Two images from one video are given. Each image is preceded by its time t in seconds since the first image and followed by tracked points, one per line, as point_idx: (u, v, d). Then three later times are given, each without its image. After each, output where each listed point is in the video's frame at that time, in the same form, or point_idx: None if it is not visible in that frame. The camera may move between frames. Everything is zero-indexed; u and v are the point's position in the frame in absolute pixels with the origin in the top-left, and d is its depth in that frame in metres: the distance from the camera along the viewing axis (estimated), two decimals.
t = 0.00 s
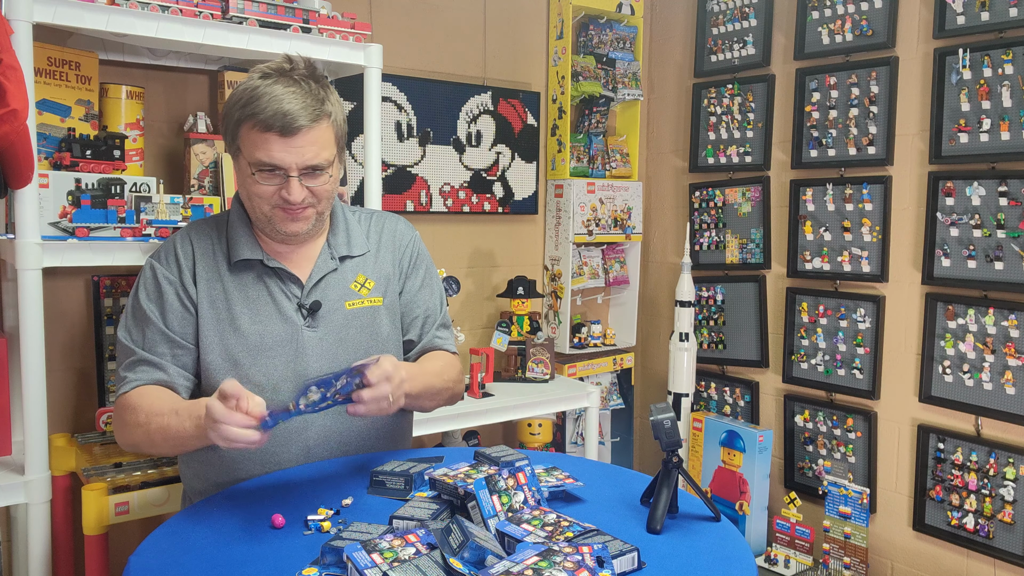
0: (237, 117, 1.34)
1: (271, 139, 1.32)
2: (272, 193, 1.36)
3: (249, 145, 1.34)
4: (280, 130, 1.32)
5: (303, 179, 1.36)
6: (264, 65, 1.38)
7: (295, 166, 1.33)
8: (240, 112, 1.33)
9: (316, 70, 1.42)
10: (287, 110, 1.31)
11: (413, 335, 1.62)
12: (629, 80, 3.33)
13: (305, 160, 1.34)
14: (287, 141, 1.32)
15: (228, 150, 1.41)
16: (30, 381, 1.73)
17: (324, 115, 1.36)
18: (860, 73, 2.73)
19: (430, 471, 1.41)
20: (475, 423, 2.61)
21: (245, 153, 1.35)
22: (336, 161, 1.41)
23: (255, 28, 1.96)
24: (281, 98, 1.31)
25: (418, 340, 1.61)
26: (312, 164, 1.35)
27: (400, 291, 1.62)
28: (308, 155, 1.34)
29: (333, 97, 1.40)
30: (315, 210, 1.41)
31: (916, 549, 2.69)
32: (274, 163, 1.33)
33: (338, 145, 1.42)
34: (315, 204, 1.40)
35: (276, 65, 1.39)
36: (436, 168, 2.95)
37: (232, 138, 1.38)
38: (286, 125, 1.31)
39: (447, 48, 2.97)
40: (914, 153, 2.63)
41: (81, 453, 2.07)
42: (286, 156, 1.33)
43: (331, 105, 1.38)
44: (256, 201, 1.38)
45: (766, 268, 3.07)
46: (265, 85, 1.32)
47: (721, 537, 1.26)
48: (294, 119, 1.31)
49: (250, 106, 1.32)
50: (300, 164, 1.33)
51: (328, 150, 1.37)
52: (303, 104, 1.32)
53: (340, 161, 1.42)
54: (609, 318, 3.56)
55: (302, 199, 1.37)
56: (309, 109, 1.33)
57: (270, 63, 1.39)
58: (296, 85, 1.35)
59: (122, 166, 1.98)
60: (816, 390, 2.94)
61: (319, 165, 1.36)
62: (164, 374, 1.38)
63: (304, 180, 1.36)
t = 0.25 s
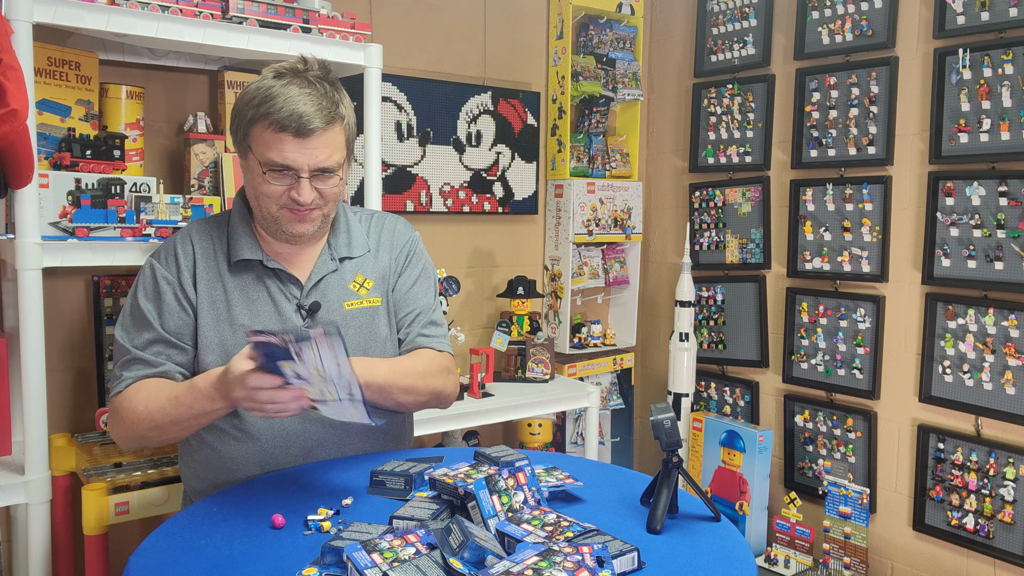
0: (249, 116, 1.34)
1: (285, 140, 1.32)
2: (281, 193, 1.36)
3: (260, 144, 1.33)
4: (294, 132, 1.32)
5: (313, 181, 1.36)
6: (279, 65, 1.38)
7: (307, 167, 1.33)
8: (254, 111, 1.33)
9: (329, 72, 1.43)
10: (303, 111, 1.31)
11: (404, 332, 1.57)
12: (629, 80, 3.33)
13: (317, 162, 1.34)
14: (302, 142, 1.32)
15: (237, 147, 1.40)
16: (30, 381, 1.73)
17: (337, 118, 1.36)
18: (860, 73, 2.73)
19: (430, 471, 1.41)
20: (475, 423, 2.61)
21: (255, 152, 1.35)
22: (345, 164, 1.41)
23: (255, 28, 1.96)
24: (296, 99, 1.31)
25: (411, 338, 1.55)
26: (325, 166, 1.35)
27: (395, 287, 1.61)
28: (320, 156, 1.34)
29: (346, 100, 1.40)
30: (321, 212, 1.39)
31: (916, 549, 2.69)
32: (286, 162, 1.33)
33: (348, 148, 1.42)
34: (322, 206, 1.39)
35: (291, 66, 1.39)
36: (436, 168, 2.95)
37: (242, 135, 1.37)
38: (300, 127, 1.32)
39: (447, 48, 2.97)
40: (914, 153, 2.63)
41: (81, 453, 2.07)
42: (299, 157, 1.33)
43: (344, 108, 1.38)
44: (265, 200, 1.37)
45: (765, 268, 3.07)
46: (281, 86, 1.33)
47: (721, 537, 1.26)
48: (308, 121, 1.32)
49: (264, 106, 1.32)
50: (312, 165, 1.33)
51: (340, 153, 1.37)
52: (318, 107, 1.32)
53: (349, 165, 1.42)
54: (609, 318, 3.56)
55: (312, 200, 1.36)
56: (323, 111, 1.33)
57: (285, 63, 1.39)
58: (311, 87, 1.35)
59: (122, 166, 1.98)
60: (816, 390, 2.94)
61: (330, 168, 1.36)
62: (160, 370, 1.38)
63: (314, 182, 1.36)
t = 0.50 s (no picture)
0: (234, 112, 1.34)
1: (263, 137, 1.32)
2: (264, 192, 1.36)
3: (245, 142, 1.34)
4: (272, 129, 1.31)
5: (295, 179, 1.35)
6: (271, 64, 1.38)
7: (286, 165, 1.33)
8: (237, 108, 1.33)
9: (321, 70, 1.42)
10: (282, 108, 1.30)
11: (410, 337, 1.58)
12: (629, 80, 3.33)
13: (296, 160, 1.33)
14: (278, 139, 1.32)
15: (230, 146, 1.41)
16: (30, 381, 1.73)
17: (320, 116, 1.35)
18: (860, 73, 2.73)
19: (430, 471, 1.41)
20: (475, 423, 2.61)
21: (241, 150, 1.35)
22: (333, 163, 1.39)
23: (255, 28, 1.96)
24: (277, 95, 1.31)
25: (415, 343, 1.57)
26: (306, 164, 1.35)
27: (397, 289, 1.60)
28: (299, 154, 1.33)
29: (334, 98, 1.39)
30: (307, 213, 1.40)
31: (916, 549, 2.69)
32: (265, 161, 1.33)
33: (337, 147, 1.40)
34: (308, 207, 1.39)
35: (282, 64, 1.38)
36: (436, 168, 2.94)
37: (231, 133, 1.38)
38: (278, 123, 1.31)
39: (447, 48, 2.97)
40: (914, 153, 2.63)
41: (81, 453, 2.07)
42: (277, 155, 1.32)
43: (329, 106, 1.37)
44: (253, 199, 1.38)
45: (765, 268, 3.07)
46: (265, 83, 1.32)
47: (721, 537, 1.26)
48: (287, 118, 1.31)
49: (246, 103, 1.32)
50: (291, 163, 1.33)
51: (323, 151, 1.35)
52: (299, 103, 1.31)
53: (338, 164, 1.41)
54: (609, 318, 3.56)
55: (293, 199, 1.36)
56: (304, 109, 1.32)
57: (277, 62, 1.39)
58: (296, 84, 1.35)
59: (122, 166, 1.98)
60: (816, 390, 2.94)
61: (311, 166, 1.35)
62: (154, 372, 1.40)
63: (296, 180, 1.35)
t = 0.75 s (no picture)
0: (230, 112, 1.35)
1: (257, 138, 1.32)
2: (260, 192, 1.36)
3: (241, 143, 1.34)
4: (265, 128, 1.31)
5: (290, 179, 1.35)
6: (268, 64, 1.38)
7: (281, 165, 1.33)
8: (233, 109, 1.33)
9: (318, 69, 1.42)
10: (275, 107, 1.30)
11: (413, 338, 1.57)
12: (629, 80, 3.33)
13: (290, 160, 1.33)
14: (271, 139, 1.31)
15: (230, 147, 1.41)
16: (30, 381, 1.73)
17: (314, 116, 1.34)
18: (860, 73, 2.73)
19: (430, 471, 1.41)
20: (475, 423, 2.61)
21: (238, 150, 1.35)
22: (330, 162, 1.39)
23: (255, 28, 1.96)
24: (271, 94, 1.31)
25: (416, 345, 1.56)
26: (301, 164, 1.34)
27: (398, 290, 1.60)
28: (293, 154, 1.32)
29: (329, 97, 1.38)
30: (305, 214, 1.40)
31: (916, 549, 2.69)
32: (260, 161, 1.33)
33: (334, 146, 1.40)
34: (305, 208, 1.39)
35: (279, 64, 1.38)
36: (436, 168, 2.94)
37: (229, 134, 1.38)
38: (271, 123, 1.31)
39: (447, 48, 2.97)
40: (914, 153, 2.63)
41: (81, 453, 2.06)
42: (271, 155, 1.32)
43: (324, 105, 1.36)
44: (250, 199, 1.38)
45: (765, 268, 3.07)
46: (259, 83, 1.32)
47: (721, 537, 1.26)
48: (281, 117, 1.31)
49: (241, 103, 1.32)
50: (285, 163, 1.32)
51: (318, 150, 1.35)
52: (292, 102, 1.31)
53: (335, 163, 1.40)
54: (609, 318, 3.56)
55: (288, 199, 1.35)
56: (297, 108, 1.32)
57: (274, 62, 1.39)
58: (291, 83, 1.34)
59: (122, 166, 1.99)
60: (816, 390, 2.94)
61: (306, 166, 1.34)
62: (153, 375, 1.40)
63: (291, 180, 1.35)
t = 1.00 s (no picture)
0: (233, 110, 1.35)
1: (260, 136, 1.32)
2: (262, 191, 1.36)
3: (244, 142, 1.34)
4: (268, 127, 1.31)
5: (292, 179, 1.35)
6: (273, 64, 1.39)
7: (283, 164, 1.33)
8: (237, 107, 1.34)
9: (323, 70, 1.42)
10: (279, 106, 1.30)
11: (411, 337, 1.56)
12: (629, 80, 3.33)
13: (292, 159, 1.33)
14: (274, 137, 1.31)
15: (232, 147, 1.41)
16: (30, 381, 1.73)
17: (318, 116, 1.34)
18: (860, 73, 2.73)
19: (430, 471, 1.41)
20: (474, 423, 2.61)
21: (241, 148, 1.36)
22: (332, 163, 1.39)
23: (255, 28, 1.96)
24: (274, 94, 1.31)
25: (415, 342, 1.54)
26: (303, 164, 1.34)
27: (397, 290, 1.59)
28: (295, 153, 1.32)
29: (333, 98, 1.38)
30: (306, 214, 1.39)
31: (916, 549, 2.69)
32: (262, 160, 1.33)
33: (337, 147, 1.40)
34: (307, 208, 1.39)
35: (284, 64, 1.39)
36: (436, 168, 2.94)
37: (232, 133, 1.38)
38: (274, 122, 1.30)
39: (447, 48, 2.97)
40: (914, 153, 2.63)
41: (81, 453, 2.07)
42: (273, 154, 1.32)
43: (328, 106, 1.36)
44: (252, 198, 1.38)
45: (765, 268, 3.07)
46: (264, 82, 1.33)
47: (721, 537, 1.26)
48: (284, 116, 1.31)
49: (245, 102, 1.32)
50: (287, 162, 1.32)
51: (321, 151, 1.35)
52: (296, 102, 1.31)
53: (338, 164, 1.40)
54: (609, 318, 3.56)
55: (289, 198, 1.35)
56: (301, 107, 1.32)
57: (279, 62, 1.40)
58: (295, 83, 1.35)
59: (122, 166, 1.99)
60: (816, 390, 2.94)
61: (308, 165, 1.34)
62: (153, 376, 1.40)
63: (293, 180, 1.35)
